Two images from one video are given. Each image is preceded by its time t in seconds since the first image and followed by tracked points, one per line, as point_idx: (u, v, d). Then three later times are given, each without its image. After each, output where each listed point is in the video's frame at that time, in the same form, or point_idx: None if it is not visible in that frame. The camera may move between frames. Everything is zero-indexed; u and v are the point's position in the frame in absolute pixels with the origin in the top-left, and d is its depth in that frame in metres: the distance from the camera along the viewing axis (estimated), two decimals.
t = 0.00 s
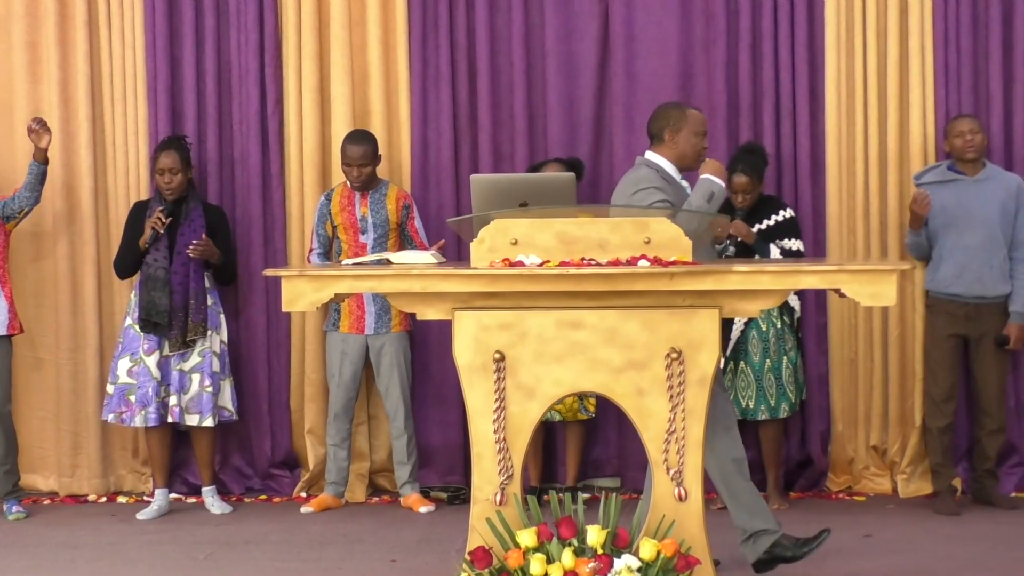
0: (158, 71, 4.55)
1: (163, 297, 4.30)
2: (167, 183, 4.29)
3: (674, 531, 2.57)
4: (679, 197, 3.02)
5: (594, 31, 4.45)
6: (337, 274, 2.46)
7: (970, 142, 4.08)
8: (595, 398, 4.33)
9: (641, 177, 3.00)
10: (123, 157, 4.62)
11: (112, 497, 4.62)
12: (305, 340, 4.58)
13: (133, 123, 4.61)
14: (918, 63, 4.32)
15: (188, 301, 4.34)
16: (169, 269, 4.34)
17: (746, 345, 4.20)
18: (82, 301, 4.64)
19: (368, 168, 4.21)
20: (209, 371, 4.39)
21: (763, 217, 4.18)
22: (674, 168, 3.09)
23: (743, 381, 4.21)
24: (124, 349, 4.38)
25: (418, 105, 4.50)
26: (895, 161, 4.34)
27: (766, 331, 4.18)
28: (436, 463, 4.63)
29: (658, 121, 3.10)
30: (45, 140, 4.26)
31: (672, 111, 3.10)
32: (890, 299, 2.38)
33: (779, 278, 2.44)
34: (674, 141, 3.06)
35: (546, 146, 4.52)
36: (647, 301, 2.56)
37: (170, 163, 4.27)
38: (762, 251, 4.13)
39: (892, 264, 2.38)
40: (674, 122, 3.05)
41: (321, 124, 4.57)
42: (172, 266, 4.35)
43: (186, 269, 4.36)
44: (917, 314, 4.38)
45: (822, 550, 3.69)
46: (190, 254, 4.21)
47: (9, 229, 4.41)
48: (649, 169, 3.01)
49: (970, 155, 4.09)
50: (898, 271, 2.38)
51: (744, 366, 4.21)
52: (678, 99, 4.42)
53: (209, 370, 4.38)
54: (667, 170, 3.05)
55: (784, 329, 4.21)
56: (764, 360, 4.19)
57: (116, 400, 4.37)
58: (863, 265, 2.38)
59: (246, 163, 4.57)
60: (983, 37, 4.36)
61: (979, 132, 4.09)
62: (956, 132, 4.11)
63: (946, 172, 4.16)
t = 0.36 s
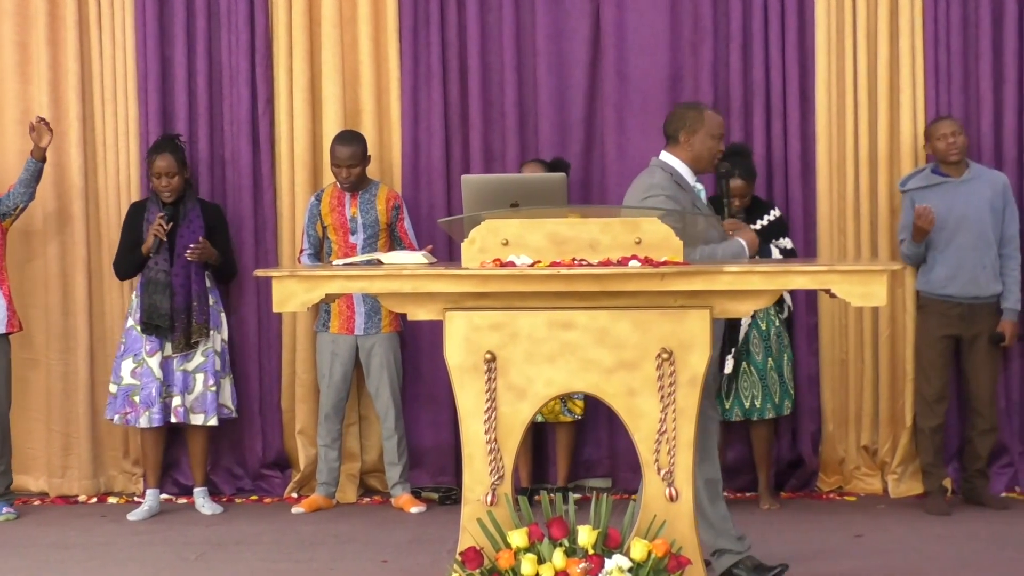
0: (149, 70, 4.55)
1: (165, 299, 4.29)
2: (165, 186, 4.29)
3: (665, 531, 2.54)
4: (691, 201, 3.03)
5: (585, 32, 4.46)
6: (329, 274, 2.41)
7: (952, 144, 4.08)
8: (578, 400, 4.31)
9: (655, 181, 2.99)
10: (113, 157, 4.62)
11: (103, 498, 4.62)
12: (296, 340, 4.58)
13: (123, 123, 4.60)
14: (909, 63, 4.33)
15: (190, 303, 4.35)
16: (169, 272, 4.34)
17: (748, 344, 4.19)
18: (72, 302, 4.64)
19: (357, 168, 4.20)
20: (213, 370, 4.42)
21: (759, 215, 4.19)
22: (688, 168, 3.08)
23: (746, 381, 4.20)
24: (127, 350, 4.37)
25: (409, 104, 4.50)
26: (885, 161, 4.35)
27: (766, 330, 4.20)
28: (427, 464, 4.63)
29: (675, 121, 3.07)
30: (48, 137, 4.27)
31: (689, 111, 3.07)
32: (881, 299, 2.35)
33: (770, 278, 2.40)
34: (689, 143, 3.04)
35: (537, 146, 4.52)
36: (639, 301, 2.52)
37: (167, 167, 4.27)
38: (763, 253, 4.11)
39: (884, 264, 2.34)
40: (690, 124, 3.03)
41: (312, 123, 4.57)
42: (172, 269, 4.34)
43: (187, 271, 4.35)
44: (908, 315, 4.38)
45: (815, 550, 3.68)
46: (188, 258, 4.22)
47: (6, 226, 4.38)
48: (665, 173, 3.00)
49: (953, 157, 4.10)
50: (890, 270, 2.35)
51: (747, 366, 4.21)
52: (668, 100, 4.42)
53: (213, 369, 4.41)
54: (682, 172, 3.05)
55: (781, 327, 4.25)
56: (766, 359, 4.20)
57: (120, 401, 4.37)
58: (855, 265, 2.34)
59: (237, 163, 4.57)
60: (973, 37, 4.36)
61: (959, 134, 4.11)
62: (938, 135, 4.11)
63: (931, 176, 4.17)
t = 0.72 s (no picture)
0: (143, 71, 4.55)
1: (174, 306, 4.30)
2: (171, 191, 4.29)
3: (661, 532, 2.54)
4: (711, 196, 3.02)
5: (580, 32, 4.46)
6: (324, 275, 2.40)
7: (943, 146, 4.08)
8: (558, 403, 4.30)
9: (671, 180, 3.02)
10: (109, 157, 4.62)
11: (98, 498, 4.62)
12: (291, 340, 4.58)
13: (119, 124, 4.61)
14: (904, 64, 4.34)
15: (202, 308, 4.37)
16: (178, 278, 4.36)
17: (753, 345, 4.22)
18: (67, 302, 4.64)
19: (346, 169, 4.21)
20: (225, 371, 4.43)
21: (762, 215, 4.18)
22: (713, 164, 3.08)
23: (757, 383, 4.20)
24: (138, 353, 4.38)
25: (404, 105, 4.50)
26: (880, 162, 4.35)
27: (767, 329, 4.23)
28: (423, 464, 4.63)
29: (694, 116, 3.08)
30: (52, 131, 4.26)
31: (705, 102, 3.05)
32: (876, 299, 2.35)
33: (765, 279, 2.40)
34: (704, 135, 3.04)
35: (532, 146, 4.52)
36: (634, 302, 2.52)
37: (172, 173, 4.27)
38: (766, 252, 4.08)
39: (879, 264, 2.33)
40: (702, 117, 3.04)
41: (307, 124, 4.57)
42: (181, 274, 4.36)
43: (196, 278, 4.37)
44: (903, 315, 4.40)
45: (811, 549, 3.68)
46: (195, 270, 4.21)
47: (11, 224, 4.39)
48: (679, 170, 3.02)
49: (944, 158, 4.10)
50: (885, 271, 2.34)
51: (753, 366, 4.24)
52: (663, 101, 4.43)
53: (225, 370, 4.43)
54: (702, 168, 3.05)
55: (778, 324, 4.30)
56: (770, 357, 4.26)
57: (132, 403, 4.37)
58: (850, 265, 2.33)
59: (232, 164, 4.56)
60: (968, 39, 4.37)
61: (951, 135, 4.10)
62: (928, 138, 4.11)
63: (924, 177, 4.17)
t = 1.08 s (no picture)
0: (140, 70, 4.55)
1: (174, 308, 4.31)
2: (173, 193, 4.30)
3: (657, 532, 2.53)
4: (721, 194, 3.03)
5: (576, 33, 4.47)
6: (320, 275, 2.39)
7: (942, 145, 4.09)
8: (553, 403, 4.32)
9: (681, 180, 3.07)
10: (105, 157, 4.62)
11: (94, 498, 4.61)
12: (288, 340, 4.58)
13: (115, 124, 4.61)
14: (900, 64, 4.34)
15: (202, 310, 4.38)
16: (179, 279, 4.36)
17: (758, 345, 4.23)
18: (63, 303, 4.63)
19: (339, 169, 4.22)
20: (224, 372, 4.44)
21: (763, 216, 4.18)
22: (730, 163, 3.10)
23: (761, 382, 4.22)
24: (137, 353, 4.38)
25: (401, 105, 4.50)
26: (876, 162, 4.36)
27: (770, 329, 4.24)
28: (419, 464, 4.64)
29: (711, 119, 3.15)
30: (55, 128, 4.23)
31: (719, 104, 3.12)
32: (872, 300, 2.35)
33: (761, 279, 2.40)
34: (714, 135, 3.09)
35: (528, 147, 4.53)
36: (630, 302, 2.52)
37: (174, 175, 4.27)
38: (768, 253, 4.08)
39: (875, 264, 2.33)
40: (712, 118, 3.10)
41: (303, 124, 4.57)
42: (182, 275, 4.37)
43: (196, 279, 4.38)
44: (898, 314, 4.40)
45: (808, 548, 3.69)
46: (191, 271, 4.21)
47: (13, 224, 4.39)
48: (688, 170, 3.08)
49: (944, 158, 4.11)
50: (881, 271, 2.34)
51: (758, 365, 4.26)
52: (659, 101, 4.43)
53: (224, 371, 4.43)
54: (715, 168, 3.08)
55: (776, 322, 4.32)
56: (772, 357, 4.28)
57: (131, 402, 4.37)
58: (846, 266, 2.33)
59: (228, 163, 4.56)
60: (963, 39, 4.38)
61: (951, 135, 4.10)
62: (929, 136, 4.12)
63: (922, 176, 4.17)
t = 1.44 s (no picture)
0: (138, 70, 4.55)
1: (166, 306, 4.30)
2: (167, 192, 4.29)
3: (655, 532, 2.53)
4: (723, 194, 3.08)
5: (575, 32, 4.47)
6: (319, 275, 2.39)
7: (945, 145, 4.09)
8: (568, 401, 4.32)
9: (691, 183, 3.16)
10: (103, 157, 4.62)
11: (92, 498, 4.62)
12: (286, 340, 4.58)
13: (113, 124, 4.61)
14: (898, 65, 4.35)
15: (193, 308, 4.36)
16: (171, 277, 4.35)
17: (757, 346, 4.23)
18: (62, 303, 4.63)
19: (347, 172, 4.20)
20: (217, 372, 4.43)
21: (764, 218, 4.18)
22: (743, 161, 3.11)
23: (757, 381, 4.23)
24: (130, 353, 4.38)
25: (399, 105, 4.50)
26: (874, 163, 4.36)
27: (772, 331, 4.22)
28: (418, 464, 4.64)
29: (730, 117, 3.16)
30: (50, 133, 4.28)
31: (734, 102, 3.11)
32: (870, 300, 2.35)
33: (759, 279, 2.40)
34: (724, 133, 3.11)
35: (527, 147, 4.53)
36: (629, 302, 2.52)
37: (169, 173, 4.26)
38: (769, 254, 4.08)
39: (874, 264, 2.33)
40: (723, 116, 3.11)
41: (302, 124, 4.57)
42: (174, 274, 4.36)
43: (188, 277, 4.36)
44: (897, 314, 4.40)
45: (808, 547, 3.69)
46: (182, 268, 4.23)
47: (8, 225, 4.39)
48: (699, 173, 3.17)
49: (946, 158, 4.11)
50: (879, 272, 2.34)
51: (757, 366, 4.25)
52: (658, 100, 4.44)
53: (217, 371, 4.42)
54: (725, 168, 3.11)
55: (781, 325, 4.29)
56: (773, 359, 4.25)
57: (124, 403, 4.37)
58: (845, 266, 2.33)
59: (227, 163, 4.56)
60: (962, 39, 4.38)
61: (956, 135, 4.10)
62: (934, 135, 4.12)
63: (925, 175, 4.17)
